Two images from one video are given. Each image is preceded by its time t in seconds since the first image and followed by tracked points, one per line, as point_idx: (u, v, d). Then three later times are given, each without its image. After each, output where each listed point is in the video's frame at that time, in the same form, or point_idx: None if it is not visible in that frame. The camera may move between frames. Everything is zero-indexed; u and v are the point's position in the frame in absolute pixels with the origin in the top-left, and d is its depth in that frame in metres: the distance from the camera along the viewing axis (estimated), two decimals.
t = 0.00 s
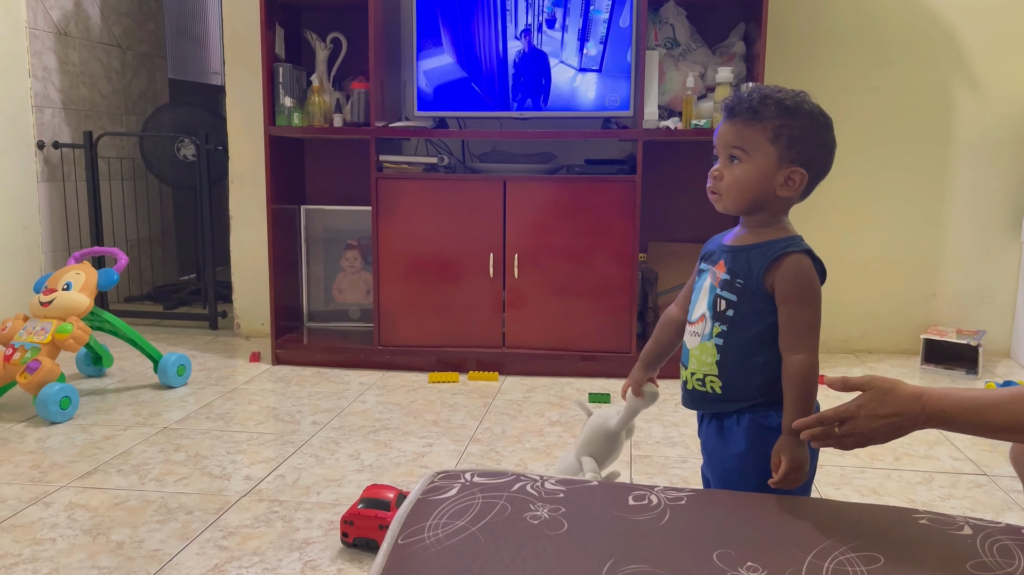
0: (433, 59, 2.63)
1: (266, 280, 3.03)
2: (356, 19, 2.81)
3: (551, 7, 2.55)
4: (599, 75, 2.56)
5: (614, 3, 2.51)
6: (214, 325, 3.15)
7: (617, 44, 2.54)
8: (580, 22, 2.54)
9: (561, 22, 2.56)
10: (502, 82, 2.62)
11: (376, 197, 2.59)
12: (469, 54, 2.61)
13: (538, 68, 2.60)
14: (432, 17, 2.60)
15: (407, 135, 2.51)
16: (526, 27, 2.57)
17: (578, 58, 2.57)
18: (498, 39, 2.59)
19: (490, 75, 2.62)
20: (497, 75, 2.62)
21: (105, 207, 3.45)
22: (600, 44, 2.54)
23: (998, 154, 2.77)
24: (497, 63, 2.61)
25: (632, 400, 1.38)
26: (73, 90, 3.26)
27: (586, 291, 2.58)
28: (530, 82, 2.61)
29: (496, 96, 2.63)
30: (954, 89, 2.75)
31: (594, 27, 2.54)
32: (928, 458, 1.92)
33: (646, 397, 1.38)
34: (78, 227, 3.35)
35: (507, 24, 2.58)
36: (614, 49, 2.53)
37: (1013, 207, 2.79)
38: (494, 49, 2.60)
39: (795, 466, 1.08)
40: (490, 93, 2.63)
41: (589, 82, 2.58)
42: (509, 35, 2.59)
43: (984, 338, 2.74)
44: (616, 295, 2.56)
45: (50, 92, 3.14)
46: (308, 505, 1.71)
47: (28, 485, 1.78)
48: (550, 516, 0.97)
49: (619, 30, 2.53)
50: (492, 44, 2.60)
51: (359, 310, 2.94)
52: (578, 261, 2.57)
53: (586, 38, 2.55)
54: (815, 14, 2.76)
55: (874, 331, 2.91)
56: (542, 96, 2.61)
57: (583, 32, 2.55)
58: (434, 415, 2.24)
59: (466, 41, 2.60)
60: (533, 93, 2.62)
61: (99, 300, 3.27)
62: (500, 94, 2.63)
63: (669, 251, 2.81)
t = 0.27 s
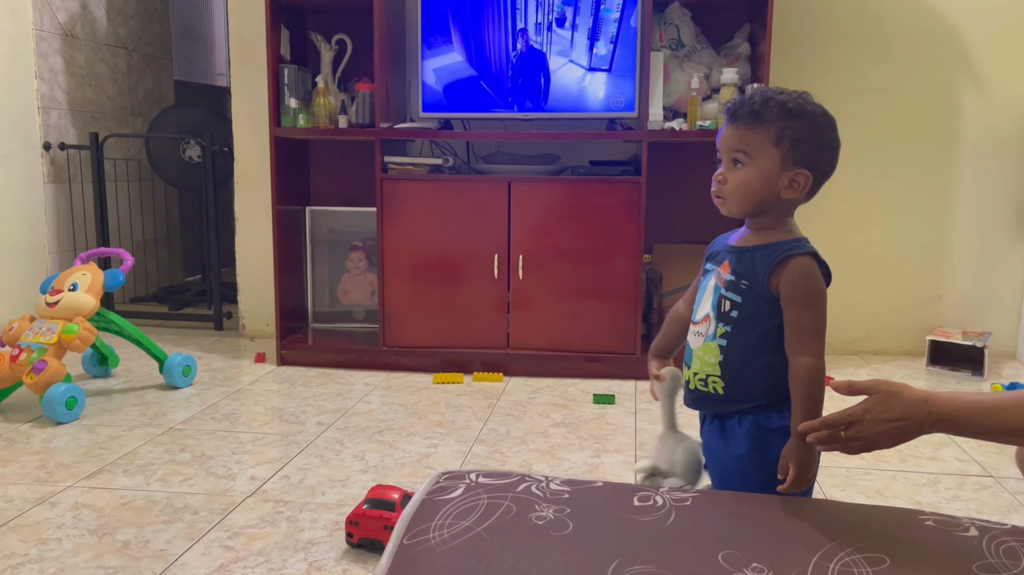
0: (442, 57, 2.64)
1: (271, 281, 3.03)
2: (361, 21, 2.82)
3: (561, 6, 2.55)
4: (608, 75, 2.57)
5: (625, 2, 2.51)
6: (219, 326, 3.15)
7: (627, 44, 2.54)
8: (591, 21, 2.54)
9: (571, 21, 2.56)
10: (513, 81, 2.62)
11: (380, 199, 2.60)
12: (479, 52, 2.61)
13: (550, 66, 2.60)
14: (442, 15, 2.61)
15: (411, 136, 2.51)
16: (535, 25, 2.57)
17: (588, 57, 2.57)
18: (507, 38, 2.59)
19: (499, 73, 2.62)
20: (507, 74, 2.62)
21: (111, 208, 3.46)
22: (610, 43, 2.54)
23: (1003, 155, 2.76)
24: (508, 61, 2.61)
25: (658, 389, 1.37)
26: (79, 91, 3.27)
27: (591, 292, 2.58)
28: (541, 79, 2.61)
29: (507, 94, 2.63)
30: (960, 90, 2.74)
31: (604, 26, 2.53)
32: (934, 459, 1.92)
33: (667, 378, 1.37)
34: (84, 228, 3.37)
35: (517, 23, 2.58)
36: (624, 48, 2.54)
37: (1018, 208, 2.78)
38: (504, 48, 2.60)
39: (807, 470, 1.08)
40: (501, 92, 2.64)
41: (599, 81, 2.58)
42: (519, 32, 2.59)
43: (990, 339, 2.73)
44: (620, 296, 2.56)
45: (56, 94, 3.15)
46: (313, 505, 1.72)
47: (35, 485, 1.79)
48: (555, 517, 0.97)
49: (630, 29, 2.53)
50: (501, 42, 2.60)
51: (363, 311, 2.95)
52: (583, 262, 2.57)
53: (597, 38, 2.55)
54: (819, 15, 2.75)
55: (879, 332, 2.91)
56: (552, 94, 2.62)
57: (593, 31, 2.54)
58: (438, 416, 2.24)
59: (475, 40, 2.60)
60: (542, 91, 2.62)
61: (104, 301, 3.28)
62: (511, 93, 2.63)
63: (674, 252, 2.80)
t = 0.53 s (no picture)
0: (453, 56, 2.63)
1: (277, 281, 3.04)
2: (367, 23, 2.82)
3: (571, 6, 2.55)
4: (619, 75, 2.56)
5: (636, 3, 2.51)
6: (225, 327, 3.16)
7: (637, 44, 2.53)
8: (602, 20, 2.54)
9: (582, 20, 2.56)
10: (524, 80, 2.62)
11: (385, 200, 2.60)
12: (489, 50, 2.61)
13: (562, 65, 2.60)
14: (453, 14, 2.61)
15: (416, 137, 2.51)
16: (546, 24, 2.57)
17: (599, 56, 2.56)
18: (517, 37, 2.59)
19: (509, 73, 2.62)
20: (518, 75, 2.62)
21: (117, 209, 3.47)
22: (621, 44, 2.54)
23: (1009, 157, 2.75)
24: (518, 60, 2.60)
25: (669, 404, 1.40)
26: (85, 93, 3.28)
27: (595, 293, 2.58)
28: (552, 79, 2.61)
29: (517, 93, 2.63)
30: (965, 91, 2.74)
31: (614, 26, 2.53)
32: (939, 461, 1.92)
33: (681, 399, 1.39)
34: (91, 229, 3.38)
35: (527, 22, 2.58)
36: (636, 48, 2.53)
37: None
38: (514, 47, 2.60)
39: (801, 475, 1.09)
40: (513, 92, 2.63)
41: (609, 82, 2.57)
42: (529, 31, 2.58)
43: (996, 341, 2.72)
44: (625, 298, 2.56)
45: (62, 95, 3.16)
46: (318, 506, 1.72)
47: (41, 485, 1.80)
48: (560, 518, 0.98)
49: (641, 29, 2.52)
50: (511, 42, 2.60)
51: (368, 312, 2.95)
52: (587, 263, 2.57)
53: (607, 38, 2.55)
54: (824, 16, 2.75)
55: (885, 333, 2.90)
56: (564, 94, 2.61)
57: (604, 31, 2.54)
58: (443, 417, 2.24)
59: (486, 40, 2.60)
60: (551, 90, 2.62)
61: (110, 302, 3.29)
62: (522, 92, 2.63)
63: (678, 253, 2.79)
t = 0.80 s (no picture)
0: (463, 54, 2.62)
1: (281, 282, 3.04)
2: (371, 24, 2.82)
3: (582, 4, 2.55)
4: (630, 75, 2.56)
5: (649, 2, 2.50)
6: (229, 328, 3.16)
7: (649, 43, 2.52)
8: (614, 19, 2.53)
9: (593, 19, 2.55)
10: (535, 80, 2.61)
11: (390, 201, 2.60)
12: (500, 49, 2.60)
13: (574, 64, 2.59)
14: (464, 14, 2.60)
15: (420, 138, 2.51)
16: (557, 22, 2.57)
17: (611, 55, 2.55)
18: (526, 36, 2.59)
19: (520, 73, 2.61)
20: (529, 75, 2.61)
21: (122, 210, 3.48)
22: (632, 43, 2.53)
23: (1015, 158, 2.74)
24: (528, 59, 2.60)
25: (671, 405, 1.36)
26: (91, 94, 3.29)
27: (600, 295, 2.57)
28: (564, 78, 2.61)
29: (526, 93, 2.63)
30: (971, 92, 2.73)
31: (627, 25, 2.52)
32: (945, 463, 1.91)
33: (680, 399, 1.36)
34: (95, 230, 3.39)
35: (537, 20, 2.57)
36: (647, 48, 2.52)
37: None
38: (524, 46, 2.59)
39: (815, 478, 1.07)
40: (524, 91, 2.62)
41: (620, 81, 2.57)
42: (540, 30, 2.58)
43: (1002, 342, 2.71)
44: (629, 299, 2.56)
45: (68, 96, 3.17)
46: (322, 507, 1.72)
47: (46, 486, 1.80)
48: (564, 519, 0.98)
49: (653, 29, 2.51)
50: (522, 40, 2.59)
51: (372, 313, 2.95)
52: (592, 264, 2.56)
53: (619, 37, 2.54)
54: (829, 17, 2.75)
55: (890, 335, 2.89)
56: (576, 92, 2.61)
57: (615, 30, 2.53)
58: (447, 418, 2.24)
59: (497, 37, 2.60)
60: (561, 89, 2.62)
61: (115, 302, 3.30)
62: (534, 92, 2.62)
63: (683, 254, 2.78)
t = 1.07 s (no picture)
0: (474, 53, 2.62)
1: (285, 283, 3.05)
2: (376, 25, 2.83)
3: (594, 3, 2.54)
4: (641, 75, 2.54)
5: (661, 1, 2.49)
6: (234, 329, 3.17)
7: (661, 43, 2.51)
8: (625, 19, 2.52)
9: (604, 18, 2.54)
10: (544, 80, 2.61)
11: (394, 202, 2.61)
12: (511, 48, 2.60)
13: (585, 64, 2.58)
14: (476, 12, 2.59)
15: (424, 139, 2.52)
16: (567, 22, 2.56)
17: (619, 55, 2.55)
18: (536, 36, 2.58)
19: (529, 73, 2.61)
20: (538, 76, 2.61)
21: (128, 211, 3.49)
22: (644, 43, 2.52)
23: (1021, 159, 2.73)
24: (537, 59, 2.60)
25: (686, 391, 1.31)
26: (96, 96, 3.30)
27: (604, 296, 2.57)
28: (573, 78, 2.60)
29: (535, 92, 2.62)
30: (976, 94, 2.72)
31: (638, 25, 2.51)
32: (950, 465, 1.90)
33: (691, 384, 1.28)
34: (101, 231, 3.40)
35: (548, 19, 2.57)
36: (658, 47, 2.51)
37: None
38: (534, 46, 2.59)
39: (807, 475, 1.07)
40: (533, 92, 2.62)
41: (631, 81, 2.56)
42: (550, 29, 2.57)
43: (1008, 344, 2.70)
44: (634, 300, 2.56)
45: (74, 98, 3.18)
46: (326, 508, 1.72)
47: (52, 486, 1.81)
48: (567, 520, 0.97)
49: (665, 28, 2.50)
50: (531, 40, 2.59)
51: (377, 314, 2.95)
52: (596, 265, 2.56)
53: (630, 36, 2.53)
54: (834, 18, 2.74)
55: (895, 337, 2.88)
56: (585, 92, 2.60)
57: (627, 29, 2.52)
58: (451, 419, 2.24)
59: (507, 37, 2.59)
60: (569, 89, 2.61)
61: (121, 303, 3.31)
62: (543, 92, 2.62)
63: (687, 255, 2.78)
